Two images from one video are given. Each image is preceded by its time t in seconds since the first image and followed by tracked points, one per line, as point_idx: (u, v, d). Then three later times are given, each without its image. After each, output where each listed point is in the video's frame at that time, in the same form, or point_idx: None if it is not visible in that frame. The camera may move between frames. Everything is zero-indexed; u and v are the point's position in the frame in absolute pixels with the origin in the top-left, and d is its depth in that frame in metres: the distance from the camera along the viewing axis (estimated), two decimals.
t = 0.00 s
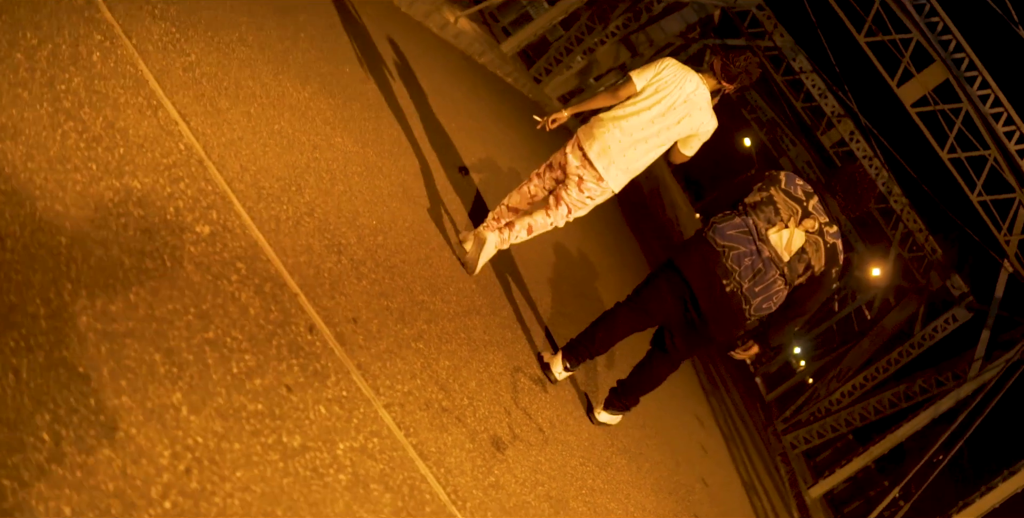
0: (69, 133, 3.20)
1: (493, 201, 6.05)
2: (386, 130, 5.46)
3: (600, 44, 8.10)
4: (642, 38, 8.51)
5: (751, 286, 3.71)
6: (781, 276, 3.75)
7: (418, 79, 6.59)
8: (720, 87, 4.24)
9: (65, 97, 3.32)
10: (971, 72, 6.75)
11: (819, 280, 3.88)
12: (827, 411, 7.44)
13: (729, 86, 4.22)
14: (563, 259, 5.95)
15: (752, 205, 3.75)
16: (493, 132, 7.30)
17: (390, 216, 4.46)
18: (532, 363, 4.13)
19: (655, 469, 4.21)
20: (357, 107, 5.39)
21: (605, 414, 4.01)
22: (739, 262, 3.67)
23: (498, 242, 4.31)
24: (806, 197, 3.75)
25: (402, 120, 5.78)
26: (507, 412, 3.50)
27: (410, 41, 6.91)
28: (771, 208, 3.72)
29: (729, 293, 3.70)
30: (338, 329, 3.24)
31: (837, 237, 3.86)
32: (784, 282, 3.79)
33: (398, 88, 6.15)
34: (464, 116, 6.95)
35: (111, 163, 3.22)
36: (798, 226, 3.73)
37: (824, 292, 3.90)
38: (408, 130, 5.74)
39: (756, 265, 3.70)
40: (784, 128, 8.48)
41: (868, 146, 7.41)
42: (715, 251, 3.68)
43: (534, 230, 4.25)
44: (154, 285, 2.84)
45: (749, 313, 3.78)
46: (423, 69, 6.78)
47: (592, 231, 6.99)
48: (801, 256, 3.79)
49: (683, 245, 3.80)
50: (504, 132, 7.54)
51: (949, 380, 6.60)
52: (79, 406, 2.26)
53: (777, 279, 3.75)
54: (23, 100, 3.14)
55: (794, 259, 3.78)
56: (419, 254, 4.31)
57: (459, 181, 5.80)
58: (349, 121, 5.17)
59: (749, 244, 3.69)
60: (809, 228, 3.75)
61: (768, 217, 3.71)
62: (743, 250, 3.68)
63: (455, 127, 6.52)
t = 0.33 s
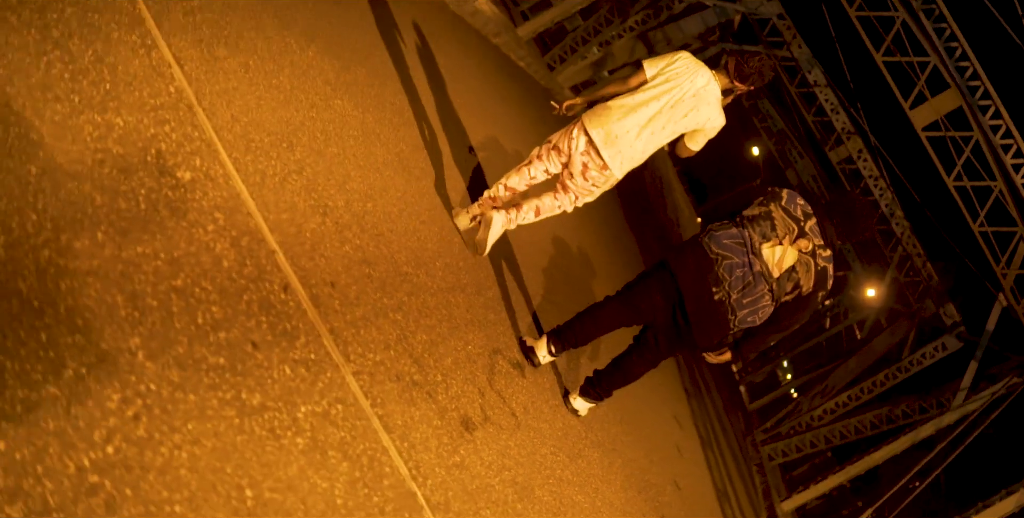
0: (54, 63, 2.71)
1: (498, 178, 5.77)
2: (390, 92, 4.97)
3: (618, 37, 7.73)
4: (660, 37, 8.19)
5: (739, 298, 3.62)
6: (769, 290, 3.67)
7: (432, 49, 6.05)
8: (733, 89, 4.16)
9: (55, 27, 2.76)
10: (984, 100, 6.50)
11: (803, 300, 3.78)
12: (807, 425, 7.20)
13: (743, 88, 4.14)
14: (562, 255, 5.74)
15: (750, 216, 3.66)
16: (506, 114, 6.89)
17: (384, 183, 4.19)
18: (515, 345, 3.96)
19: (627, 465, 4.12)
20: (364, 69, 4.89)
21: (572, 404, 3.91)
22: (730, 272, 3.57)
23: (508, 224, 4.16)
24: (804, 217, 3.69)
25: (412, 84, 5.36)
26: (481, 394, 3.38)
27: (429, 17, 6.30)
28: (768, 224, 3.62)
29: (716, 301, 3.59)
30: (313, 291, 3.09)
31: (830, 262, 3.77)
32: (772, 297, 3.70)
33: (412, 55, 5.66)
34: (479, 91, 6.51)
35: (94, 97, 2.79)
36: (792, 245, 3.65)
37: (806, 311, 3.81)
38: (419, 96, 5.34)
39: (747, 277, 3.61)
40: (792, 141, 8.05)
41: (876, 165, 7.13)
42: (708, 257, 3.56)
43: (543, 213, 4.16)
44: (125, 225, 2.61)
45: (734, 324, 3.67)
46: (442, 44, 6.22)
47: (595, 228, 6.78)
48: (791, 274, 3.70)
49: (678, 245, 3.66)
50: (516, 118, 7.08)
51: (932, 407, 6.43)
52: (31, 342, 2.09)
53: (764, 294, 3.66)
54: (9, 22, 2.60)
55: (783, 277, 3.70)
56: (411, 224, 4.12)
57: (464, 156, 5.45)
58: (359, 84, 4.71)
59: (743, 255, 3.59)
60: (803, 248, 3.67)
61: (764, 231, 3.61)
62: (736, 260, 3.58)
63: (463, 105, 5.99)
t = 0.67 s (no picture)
0: None
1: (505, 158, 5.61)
2: (401, 60, 4.81)
3: (637, 34, 7.58)
4: (678, 37, 7.94)
5: (732, 311, 3.47)
6: (764, 308, 3.52)
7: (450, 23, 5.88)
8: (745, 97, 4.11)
9: None
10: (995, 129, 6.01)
11: (795, 323, 3.68)
12: (786, 439, 7.11)
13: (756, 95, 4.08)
14: (562, 253, 5.21)
15: (752, 232, 3.54)
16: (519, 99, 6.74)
17: (385, 150, 4.06)
18: (501, 327, 3.85)
19: (601, 461, 4.03)
20: (378, 33, 4.72)
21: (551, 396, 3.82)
22: (723, 286, 3.44)
23: (495, 221, 4.25)
24: (807, 240, 3.60)
25: (425, 54, 5.19)
26: (458, 373, 3.29)
27: None
28: (771, 242, 3.51)
29: (707, 313, 3.47)
30: (296, 251, 2.99)
31: (827, 287, 3.68)
32: (766, 315, 3.55)
33: (429, 24, 5.49)
34: (494, 71, 6.33)
35: (89, 27, 2.62)
36: (793, 266, 3.55)
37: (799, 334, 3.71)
38: (431, 68, 5.18)
39: (742, 292, 3.47)
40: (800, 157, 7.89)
41: (882, 187, 7.02)
42: (702, 270, 3.46)
43: (535, 207, 4.11)
44: (106, 163, 2.47)
45: (725, 336, 3.51)
46: (459, 18, 6.03)
47: (600, 224, 6.20)
48: (787, 296, 3.60)
49: (676, 254, 3.63)
50: (529, 102, 6.91)
51: (913, 434, 6.33)
52: None
53: (759, 311, 3.51)
54: None
55: (780, 297, 3.59)
56: (407, 195, 3.99)
57: (472, 132, 5.29)
58: (371, 46, 4.55)
59: (739, 270, 3.46)
60: (803, 271, 3.57)
61: (766, 249, 3.49)
62: (729, 275, 3.44)
63: (477, 82, 5.81)
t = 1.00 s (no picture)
0: None
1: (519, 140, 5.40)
2: (414, 31, 4.66)
3: (656, 30, 7.25)
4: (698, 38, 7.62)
5: (726, 319, 3.38)
6: (759, 320, 3.46)
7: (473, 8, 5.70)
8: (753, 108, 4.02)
9: None
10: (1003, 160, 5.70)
11: (788, 341, 3.60)
12: (764, 451, 6.87)
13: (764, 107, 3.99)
14: (560, 244, 5.05)
15: (752, 245, 3.51)
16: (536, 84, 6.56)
17: (389, 118, 3.91)
18: (489, 310, 3.72)
19: (577, 455, 3.94)
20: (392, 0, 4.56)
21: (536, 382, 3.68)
22: (719, 293, 3.36)
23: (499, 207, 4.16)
24: (809, 258, 3.55)
25: (440, 26, 5.03)
26: (441, 352, 3.17)
27: None
28: (772, 259, 3.48)
29: (700, 316, 3.35)
30: (284, 211, 2.86)
31: (824, 307, 3.63)
32: (760, 327, 3.49)
33: None
34: (510, 54, 6.14)
35: None
36: (792, 283, 3.50)
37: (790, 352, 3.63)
38: (446, 42, 5.02)
39: (738, 301, 3.40)
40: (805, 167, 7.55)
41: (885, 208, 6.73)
42: (699, 274, 3.35)
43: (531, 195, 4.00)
44: (93, 98, 2.34)
45: (717, 343, 3.40)
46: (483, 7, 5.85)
47: (601, 221, 6.06)
48: (784, 312, 3.53)
49: (675, 254, 3.48)
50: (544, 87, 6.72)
51: (892, 458, 6.06)
52: None
53: (753, 323, 3.45)
54: None
55: (776, 313, 3.53)
56: (407, 166, 3.83)
57: (484, 109, 5.09)
58: (383, 13, 4.40)
59: (737, 280, 3.40)
60: (802, 289, 3.51)
61: (767, 265, 3.47)
62: (726, 283, 3.37)
63: (491, 63, 5.60)
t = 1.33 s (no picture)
0: None
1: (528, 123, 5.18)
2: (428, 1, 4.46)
3: (671, 29, 7.04)
4: (713, 41, 7.43)
5: (721, 318, 3.29)
6: (751, 324, 3.37)
7: None
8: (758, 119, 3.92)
9: None
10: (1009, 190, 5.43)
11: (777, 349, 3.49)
12: (744, 459, 6.42)
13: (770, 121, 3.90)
14: (557, 232, 4.92)
15: (750, 250, 3.43)
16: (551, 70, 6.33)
17: (395, 85, 3.73)
18: (477, 291, 3.60)
19: (554, 447, 3.80)
20: None
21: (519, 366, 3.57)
22: (716, 290, 3.28)
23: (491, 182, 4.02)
24: (805, 269, 3.44)
25: None
26: (423, 330, 3.05)
27: None
28: (768, 266, 3.38)
29: (697, 312, 3.25)
30: (272, 169, 2.72)
31: (817, 318, 3.51)
32: (752, 333, 3.39)
33: None
34: (524, 37, 5.90)
35: None
36: (786, 292, 3.38)
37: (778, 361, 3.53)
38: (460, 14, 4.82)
39: (733, 302, 3.32)
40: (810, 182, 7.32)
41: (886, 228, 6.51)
42: (698, 270, 3.28)
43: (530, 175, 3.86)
44: (78, 31, 2.19)
45: (709, 342, 3.33)
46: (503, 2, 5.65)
47: (600, 214, 5.92)
48: (775, 320, 3.39)
49: (672, 251, 3.40)
50: (560, 73, 6.50)
51: (870, 477, 5.82)
52: None
53: (746, 326, 3.35)
54: None
55: (767, 321, 3.39)
56: (406, 138, 3.63)
57: (493, 87, 4.86)
58: None
59: (733, 281, 3.32)
60: (796, 299, 3.39)
61: (762, 272, 3.37)
62: (724, 282, 3.30)
63: (505, 45, 5.38)
